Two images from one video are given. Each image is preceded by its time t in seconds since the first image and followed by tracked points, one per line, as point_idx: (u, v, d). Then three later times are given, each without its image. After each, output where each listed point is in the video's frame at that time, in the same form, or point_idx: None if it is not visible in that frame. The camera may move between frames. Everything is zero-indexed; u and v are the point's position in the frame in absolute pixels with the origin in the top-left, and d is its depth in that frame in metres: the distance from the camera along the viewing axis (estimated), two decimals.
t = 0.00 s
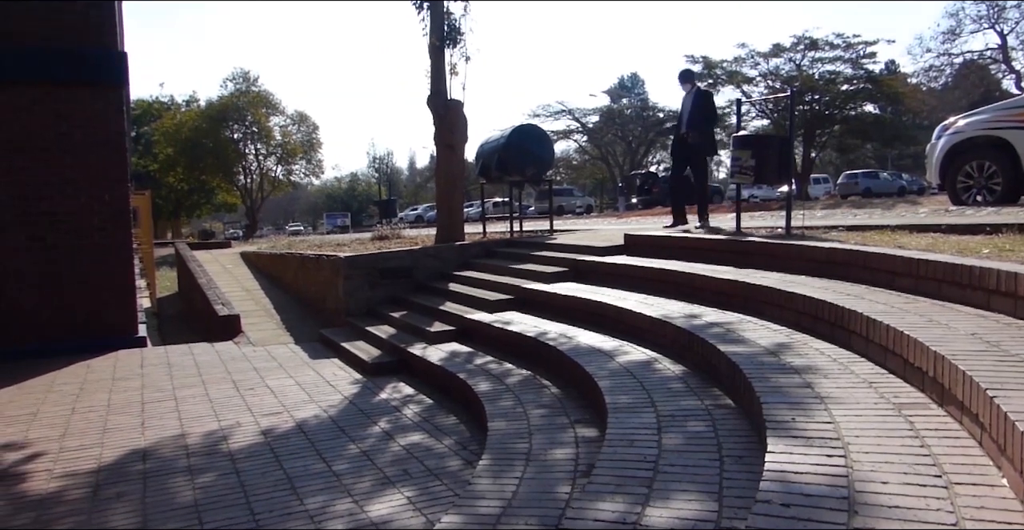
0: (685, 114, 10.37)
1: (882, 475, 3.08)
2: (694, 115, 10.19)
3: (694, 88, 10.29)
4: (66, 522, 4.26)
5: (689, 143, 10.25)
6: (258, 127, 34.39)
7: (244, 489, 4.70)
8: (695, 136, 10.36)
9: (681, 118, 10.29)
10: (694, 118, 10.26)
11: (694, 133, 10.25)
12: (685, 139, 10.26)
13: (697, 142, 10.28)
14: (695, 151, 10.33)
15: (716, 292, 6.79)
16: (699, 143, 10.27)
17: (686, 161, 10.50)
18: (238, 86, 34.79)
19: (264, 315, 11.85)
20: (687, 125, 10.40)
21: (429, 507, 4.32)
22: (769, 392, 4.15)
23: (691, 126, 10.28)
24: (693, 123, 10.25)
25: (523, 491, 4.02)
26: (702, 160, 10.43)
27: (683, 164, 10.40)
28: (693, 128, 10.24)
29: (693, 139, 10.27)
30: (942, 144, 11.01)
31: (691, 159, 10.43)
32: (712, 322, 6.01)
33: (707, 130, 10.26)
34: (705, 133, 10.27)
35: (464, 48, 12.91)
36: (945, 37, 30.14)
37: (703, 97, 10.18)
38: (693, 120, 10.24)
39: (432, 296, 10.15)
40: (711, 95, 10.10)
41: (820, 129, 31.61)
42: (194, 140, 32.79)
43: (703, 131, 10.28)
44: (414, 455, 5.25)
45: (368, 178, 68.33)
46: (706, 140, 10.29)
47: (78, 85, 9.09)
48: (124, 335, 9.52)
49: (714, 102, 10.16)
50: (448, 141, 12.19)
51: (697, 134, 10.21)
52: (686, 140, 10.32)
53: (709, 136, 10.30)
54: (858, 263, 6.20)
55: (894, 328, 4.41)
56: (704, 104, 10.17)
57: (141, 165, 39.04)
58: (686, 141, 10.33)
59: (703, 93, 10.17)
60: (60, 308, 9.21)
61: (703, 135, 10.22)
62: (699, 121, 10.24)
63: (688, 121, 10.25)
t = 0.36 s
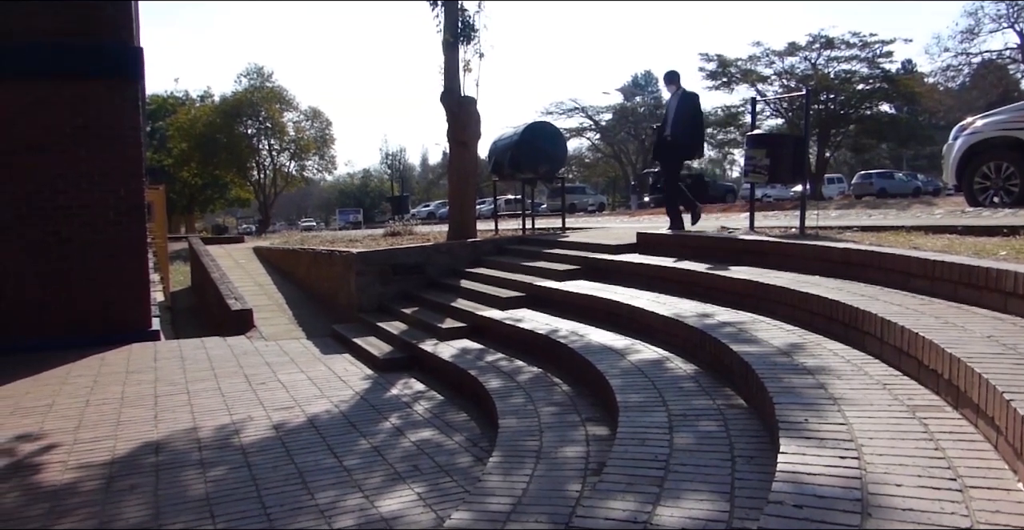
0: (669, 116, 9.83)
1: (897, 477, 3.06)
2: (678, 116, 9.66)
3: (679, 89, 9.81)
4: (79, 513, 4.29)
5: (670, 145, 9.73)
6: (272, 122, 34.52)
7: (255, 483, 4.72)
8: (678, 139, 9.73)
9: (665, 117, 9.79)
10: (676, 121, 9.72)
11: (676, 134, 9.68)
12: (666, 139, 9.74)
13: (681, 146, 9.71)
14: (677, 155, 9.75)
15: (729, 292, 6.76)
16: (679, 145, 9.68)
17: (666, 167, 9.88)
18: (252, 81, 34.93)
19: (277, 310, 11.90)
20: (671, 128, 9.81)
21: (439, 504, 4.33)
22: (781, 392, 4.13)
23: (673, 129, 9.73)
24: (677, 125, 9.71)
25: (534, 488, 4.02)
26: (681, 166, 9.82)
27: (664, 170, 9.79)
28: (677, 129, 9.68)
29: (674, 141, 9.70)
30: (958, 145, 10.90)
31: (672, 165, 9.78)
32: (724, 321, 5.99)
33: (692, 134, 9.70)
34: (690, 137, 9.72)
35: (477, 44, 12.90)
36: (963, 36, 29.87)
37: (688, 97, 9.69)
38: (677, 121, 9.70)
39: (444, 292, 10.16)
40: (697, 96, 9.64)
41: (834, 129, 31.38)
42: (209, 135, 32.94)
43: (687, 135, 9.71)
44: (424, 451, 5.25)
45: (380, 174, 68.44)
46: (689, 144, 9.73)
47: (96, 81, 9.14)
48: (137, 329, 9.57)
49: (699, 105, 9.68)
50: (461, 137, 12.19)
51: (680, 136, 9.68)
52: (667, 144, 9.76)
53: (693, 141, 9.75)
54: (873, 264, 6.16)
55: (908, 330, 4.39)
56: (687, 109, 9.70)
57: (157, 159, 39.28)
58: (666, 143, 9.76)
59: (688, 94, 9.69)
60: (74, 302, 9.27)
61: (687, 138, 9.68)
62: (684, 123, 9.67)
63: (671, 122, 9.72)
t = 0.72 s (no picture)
0: (667, 115, 9.66)
1: (924, 479, 3.03)
2: (676, 116, 9.49)
3: (677, 87, 9.63)
4: (107, 504, 4.34)
5: (668, 145, 9.58)
6: (296, 119, 34.74)
7: (279, 476, 4.76)
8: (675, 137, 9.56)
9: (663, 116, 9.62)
10: (674, 119, 9.54)
11: (674, 134, 9.52)
12: (665, 138, 9.59)
13: (678, 147, 9.55)
14: (675, 155, 9.59)
15: (753, 291, 6.71)
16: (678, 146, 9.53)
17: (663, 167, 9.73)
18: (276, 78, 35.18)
19: (301, 305, 11.97)
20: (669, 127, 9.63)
21: (461, 499, 4.34)
22: (806, 392, 4.09)
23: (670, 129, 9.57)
24: (674, 125, 9.54)
25: (556, 485, 4.02)
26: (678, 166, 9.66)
27: (661, 171, 9.65)
28: (675, 129, 9.51)
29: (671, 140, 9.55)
30: (989, 144, 10.71)
31: (669, 165, 9.63)
32: (748, 320, 5.95)
33: (690, 134, 9.54)
34: (688, 137, 9.55)
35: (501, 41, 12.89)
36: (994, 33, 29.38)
37: (686, 97, 9.52)
38: (674, 121, 9.54)
39: (466, 289, 10.17)
40: (695, 97, 9.45)
41: (861, 127, 30.94)
42: (234, 132, 33.22)
43: (684, 135, 9.54)
44: (446, 447, 5.27)
45: (404, 170, 68.65)
46: (687, 145, 9.56)
47: (124, 77, 9.25)
48: (163, 323, 9.67)
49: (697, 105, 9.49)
50: (484, 134, 12.20)
51: (678, 136, 9.52)
52: (664, 144, 9.62)
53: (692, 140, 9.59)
54: (900, 264, 6.09)
55: (936, 330, 4.33)
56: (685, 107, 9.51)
57: (183, 155, 39.70)
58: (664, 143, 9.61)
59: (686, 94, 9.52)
60: (105, 295, 9.40)
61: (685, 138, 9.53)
62: (682, 123, 9.50)
63: (668, 122, 9.56)
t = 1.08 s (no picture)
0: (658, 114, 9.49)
1: (947, 482, 3.00)
2: (666, 116, 9.32)
3: (667, 85, 9.42)
4: (128, 495, 4.39)
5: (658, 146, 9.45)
6: (316, 115, 34.90)
7: (297, 469, 4.79)
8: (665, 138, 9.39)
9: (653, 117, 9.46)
10: (662, 119, 9.37)
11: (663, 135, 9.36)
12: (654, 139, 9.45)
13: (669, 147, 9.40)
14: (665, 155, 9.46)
15: (773, 290, 6.67)
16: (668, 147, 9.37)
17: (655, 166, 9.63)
18: (296, 74, 35.31)
19: (319, 300, 12.03)
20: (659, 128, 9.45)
21: (478, 494, 4.35)
22: (826, 392, 4.06)
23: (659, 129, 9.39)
24: (664, 125, 9.36)
25: (573, 482, 4.02)
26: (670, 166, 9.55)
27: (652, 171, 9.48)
28: (665, 129, 9.34)
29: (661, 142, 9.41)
30: (1015, 143, 10.59)
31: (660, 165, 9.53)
32: (768, 319, 5.91)
33: (681, 134, 9.36)
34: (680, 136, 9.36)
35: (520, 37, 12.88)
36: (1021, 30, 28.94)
37: (676, 96, 9.32)
38: (664, 122, 9.35)
39: (485, 285, 10.18)
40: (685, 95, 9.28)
41: (883, 125, 30.49)
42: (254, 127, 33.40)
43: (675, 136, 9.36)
44: (463, 442, 5.28)
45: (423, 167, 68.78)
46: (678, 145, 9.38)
47: (149, 73, 9.32)
48: (185, 315, 9.76)
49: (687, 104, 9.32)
50: (503, 130, 12.19)
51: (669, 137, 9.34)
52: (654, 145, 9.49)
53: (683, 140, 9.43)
54: (923, 264, 6.02)
55: (960, 331, 4.29)
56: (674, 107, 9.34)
57: (204, 150, 39.94)
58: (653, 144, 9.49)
59: (675, 94, 9.32)
60: (126, 289, 9.48)
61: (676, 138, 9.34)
62: (672, 123, 9.32)
63: (658, 122, 9.39)
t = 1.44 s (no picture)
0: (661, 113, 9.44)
1: (988, 484, 2.95)
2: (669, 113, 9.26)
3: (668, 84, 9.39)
4: (166, 485, 4.46)
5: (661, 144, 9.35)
6: (350, 111, 35.15)
7: (331, 462, 4.83)
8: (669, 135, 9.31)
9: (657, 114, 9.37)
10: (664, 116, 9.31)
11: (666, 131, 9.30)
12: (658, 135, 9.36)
13: (671, 145, 9.34)
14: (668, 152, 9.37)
15: (809, 287, 6.59)
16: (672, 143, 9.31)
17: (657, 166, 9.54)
18: (330, 71, 35.55)
19: (353, 295, 12.13)
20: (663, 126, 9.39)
21: (510, 490, 4.35)
22: (863, 392, 4.01)
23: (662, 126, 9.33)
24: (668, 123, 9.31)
25: (605, 479, 4.01)
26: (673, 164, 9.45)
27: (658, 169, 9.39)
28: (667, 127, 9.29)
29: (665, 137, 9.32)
30: None
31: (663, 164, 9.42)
32: (804, 317, 5.84)
33: (683, 132, 9.31)
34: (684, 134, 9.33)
35: (553, 33, 12.84)
36: None
37: (678, 94, 9.27)
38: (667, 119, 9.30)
39: (517, 281, 10.19)
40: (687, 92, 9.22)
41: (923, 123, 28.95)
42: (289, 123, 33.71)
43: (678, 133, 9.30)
44: (495, 438, 5.29)
45: (455, 163, 68.95)
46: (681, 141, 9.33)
47: (188, 71, 9.46)
48: (222, 309, 9.88)
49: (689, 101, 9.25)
50: (536, 127, 12.17)
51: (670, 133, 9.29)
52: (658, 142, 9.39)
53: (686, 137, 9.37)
54: (964, 262, 5.91)
55: (1001, 331, 4.20)
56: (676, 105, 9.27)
57: (240, 147, 40.41)
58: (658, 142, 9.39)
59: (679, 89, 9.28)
60: (168, 284, 9.64)
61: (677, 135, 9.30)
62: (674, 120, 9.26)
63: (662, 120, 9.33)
